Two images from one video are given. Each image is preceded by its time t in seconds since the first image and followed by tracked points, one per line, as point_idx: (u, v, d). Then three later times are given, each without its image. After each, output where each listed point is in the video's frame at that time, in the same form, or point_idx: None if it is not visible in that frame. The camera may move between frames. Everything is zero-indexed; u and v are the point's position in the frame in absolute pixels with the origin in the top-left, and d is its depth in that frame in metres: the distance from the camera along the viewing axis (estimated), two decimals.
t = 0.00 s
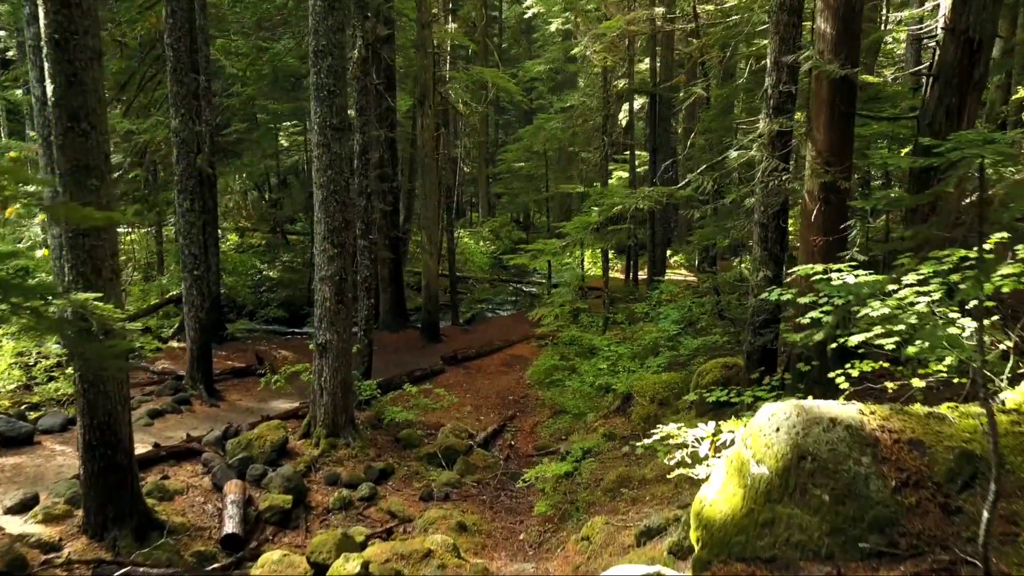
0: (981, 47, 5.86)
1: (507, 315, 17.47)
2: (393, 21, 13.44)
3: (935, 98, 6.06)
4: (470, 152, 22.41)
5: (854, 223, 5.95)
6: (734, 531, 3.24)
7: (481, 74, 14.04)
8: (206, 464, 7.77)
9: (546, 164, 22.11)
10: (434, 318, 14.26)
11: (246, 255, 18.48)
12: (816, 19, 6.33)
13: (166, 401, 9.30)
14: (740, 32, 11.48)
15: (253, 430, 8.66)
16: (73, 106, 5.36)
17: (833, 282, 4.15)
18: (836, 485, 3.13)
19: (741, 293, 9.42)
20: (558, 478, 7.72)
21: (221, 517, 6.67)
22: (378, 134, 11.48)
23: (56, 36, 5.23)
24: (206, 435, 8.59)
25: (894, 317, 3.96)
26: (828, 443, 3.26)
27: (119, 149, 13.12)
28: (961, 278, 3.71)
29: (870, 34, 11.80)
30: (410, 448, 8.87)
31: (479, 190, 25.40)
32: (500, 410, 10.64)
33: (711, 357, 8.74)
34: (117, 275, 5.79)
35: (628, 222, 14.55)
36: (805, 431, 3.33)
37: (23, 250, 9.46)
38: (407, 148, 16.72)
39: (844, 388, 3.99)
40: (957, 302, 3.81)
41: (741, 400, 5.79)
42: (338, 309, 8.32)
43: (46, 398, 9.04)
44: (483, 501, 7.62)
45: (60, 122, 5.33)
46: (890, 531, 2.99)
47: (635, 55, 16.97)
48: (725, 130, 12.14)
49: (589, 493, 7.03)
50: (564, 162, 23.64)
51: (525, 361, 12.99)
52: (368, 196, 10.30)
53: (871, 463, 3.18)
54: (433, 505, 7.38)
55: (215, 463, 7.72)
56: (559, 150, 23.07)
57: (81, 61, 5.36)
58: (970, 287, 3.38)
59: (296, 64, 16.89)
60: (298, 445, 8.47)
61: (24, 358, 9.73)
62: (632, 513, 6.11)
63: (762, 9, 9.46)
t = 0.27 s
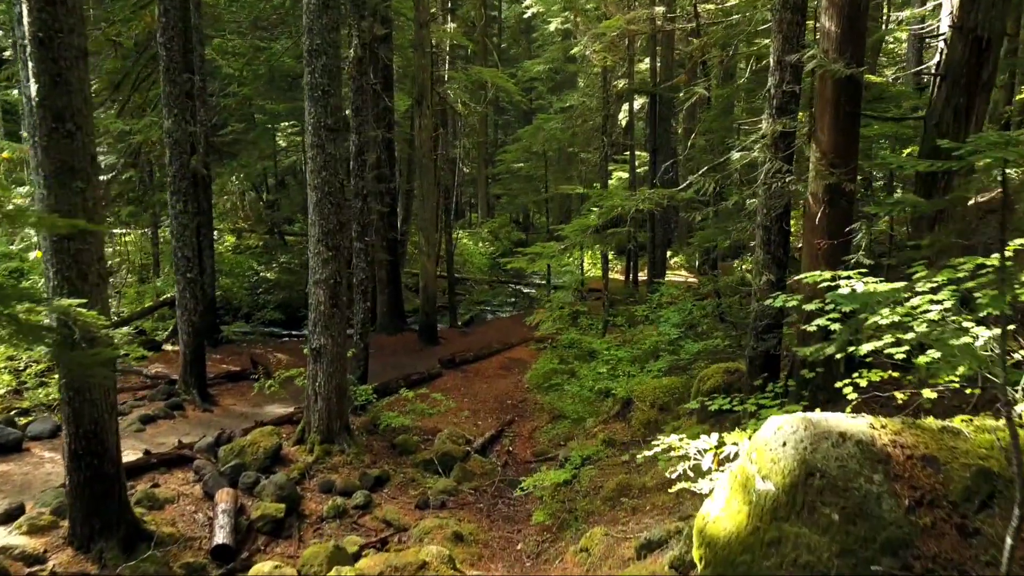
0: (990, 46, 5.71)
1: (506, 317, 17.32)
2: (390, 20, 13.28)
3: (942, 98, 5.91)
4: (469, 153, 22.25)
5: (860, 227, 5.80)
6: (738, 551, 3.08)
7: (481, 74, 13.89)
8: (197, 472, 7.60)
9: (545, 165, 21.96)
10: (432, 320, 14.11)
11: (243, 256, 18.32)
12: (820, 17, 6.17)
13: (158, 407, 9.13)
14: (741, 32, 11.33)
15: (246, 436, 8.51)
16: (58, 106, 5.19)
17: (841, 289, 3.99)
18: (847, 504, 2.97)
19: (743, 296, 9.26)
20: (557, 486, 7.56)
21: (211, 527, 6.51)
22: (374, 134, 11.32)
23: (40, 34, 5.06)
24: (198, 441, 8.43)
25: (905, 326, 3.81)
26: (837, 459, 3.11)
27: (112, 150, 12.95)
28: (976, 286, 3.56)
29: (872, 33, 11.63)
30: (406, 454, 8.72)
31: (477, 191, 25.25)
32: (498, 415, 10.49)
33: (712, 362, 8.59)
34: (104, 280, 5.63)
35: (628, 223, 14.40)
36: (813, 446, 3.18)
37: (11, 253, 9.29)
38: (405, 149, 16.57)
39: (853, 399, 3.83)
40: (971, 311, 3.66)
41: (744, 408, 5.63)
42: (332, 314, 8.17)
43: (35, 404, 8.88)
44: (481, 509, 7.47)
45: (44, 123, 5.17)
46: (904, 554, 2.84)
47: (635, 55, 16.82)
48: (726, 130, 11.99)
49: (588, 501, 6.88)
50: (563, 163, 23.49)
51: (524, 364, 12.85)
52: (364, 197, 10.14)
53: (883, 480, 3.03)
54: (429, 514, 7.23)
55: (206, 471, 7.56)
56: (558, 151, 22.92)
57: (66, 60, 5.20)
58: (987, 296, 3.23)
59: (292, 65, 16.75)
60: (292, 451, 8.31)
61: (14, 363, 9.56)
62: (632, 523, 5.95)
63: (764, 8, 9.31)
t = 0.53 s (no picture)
0: (999, 44, 5.57)
1: (505, 318, 17.18)
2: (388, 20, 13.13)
3: (950, 98, 5.77)
4: (468, 153, 22.10)
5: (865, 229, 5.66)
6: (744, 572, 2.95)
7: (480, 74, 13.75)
8: (189, 479, 7.46)
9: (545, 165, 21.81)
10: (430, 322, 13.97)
11: (240, 258, 18.18)
12: (824, 14, 6.03)
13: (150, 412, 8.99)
14: (743, 31, 11.18)
15: (239, 441, 8.37)
16: (41, 106, 5.05)
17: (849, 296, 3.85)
18: (858, 524, 2.83)
19: (744, 299, 9.12)
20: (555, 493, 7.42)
21: (202, 536, 6.37)
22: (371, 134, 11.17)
23: (23, 31, 4.92)
24: (191, 446, 8.30)
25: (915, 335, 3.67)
26: (847, 476, 2.97)
27: (106, 150, 12.79)
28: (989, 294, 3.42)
29: (875, 32, 11.48)
30: (402, 460, 8.57)
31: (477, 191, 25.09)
32: (496, 419, 10.34)
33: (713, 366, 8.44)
34: (91, 285, 5.49)
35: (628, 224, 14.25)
36: (822, 462, 3.04)
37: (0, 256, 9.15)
38: (403, 149, 16.43)
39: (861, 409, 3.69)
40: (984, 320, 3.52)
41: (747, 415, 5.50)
42: (327, 317, 8.03)
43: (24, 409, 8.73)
44: (478, 516, 7.33)
45: (27, 123, 5.02)
46: None
47: (635, 54, 16.68)
48: (727, 130, 11.84)
49: (587, 509, 6.74)
50: (562, 163, 23.34)
51: (522, 367, 12.71)
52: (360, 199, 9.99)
53: (896, 499, 2.89)
54: (425, 521, 7.09)
55: (198, 478, 7.41)
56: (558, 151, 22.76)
57: (50, 58, 5.05)
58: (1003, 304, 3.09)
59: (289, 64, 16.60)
60: (286, 457, 8.17)
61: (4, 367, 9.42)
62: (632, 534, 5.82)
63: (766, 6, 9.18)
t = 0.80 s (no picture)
0: (1011, 42, 5.41)
1: (504, 320, 17.01)
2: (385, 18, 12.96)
3: (960, 97, 5.60)
4: (467, 154, 21.93)
5: (873, 232, 5.49)
6: None
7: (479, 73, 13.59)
8: (179, 487, 7.29)
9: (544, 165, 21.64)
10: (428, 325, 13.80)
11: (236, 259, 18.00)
12: (829, 11, 5.86)
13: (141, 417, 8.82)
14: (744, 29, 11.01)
15: (231, 448, 8.20)
16: (21, 106, 4.88)
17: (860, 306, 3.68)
18: (873, 549, 2.66)
19: (746, 302, 8.95)
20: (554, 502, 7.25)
21: (191, 547, 6.19)
22: (367, 134, 11.00)
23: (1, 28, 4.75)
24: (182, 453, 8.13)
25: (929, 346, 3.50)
26: (861, 497, 2.81)
27: (98, 151, 12.62)
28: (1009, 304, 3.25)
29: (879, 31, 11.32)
30: (398, 467, 8.40)
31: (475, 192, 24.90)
32: (494, 424, 10.18)
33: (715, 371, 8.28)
34: (74, 291, 5.32)
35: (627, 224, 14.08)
36: (834, 482, 2.88)
37: None
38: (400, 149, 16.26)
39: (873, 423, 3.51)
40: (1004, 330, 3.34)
41: (751, 424, 5.33)
42: (320, 321, 7.86)
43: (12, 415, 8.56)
44: (475, 525, 7.15)
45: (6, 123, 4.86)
46: None
47: (635, 53, 16.52)
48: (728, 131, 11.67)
49: (587, 520, 6.57)
50: (562, 164, 23.16)
51: (521, 370, 12.54)
52: (356, 200, 9.82)
53: (913, 523, 2.72)
54: (420, 530, 6.91)
55: (188, 487, 7.24)
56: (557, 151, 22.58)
57: (30, 56, 4.88)
58: None
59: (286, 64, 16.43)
60: (279, 464, 8.00)
61: None
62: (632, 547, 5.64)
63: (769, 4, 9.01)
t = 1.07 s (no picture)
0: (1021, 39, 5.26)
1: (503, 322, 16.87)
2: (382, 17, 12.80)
3: (968, 96, 5.46)
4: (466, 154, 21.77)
5: (879, 235, 5.35)
6: None
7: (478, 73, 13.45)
8: (170, 495, 7.14)
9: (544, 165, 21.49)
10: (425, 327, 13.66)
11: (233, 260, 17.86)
12: (834, 8, 5.72)
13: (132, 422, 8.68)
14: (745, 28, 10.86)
15: (224, 453, 8.06)
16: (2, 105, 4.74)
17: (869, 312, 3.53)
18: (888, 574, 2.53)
19: (748, 305, 8.80)
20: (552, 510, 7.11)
21: (181, 557, 6.03)
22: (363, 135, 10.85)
23: None
24: (173, 459, 7.98)
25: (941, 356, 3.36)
26: (874, 517, 2.68)
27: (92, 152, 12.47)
28: None
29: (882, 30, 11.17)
30: (394, 473, 8.26)
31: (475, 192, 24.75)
32: (491, 428, 10.04)
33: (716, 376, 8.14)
34: (59, 295, 5.16)
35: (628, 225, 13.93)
36: (846, 500, 2.74)
37: None
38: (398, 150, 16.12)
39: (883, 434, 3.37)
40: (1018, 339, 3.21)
41: (755, 433, 5.19)
42: (314, 325, 7.72)
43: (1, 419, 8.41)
44: (471, 533, 7.00)
45: None
46: None
47: (635, 53, 16.37)
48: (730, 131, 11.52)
49: (585, 529, 6.42)
50: (561, 164, 23.00)
51: (519, 373, 12.40)
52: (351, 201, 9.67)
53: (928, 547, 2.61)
54: (416, 539, 6.77)
55: (179, 494, 7.10)
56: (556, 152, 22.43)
57: (11, 54, 4.73)
58: None
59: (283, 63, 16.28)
60: (273, 470, 7.86)
61: None
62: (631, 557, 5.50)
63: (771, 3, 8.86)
